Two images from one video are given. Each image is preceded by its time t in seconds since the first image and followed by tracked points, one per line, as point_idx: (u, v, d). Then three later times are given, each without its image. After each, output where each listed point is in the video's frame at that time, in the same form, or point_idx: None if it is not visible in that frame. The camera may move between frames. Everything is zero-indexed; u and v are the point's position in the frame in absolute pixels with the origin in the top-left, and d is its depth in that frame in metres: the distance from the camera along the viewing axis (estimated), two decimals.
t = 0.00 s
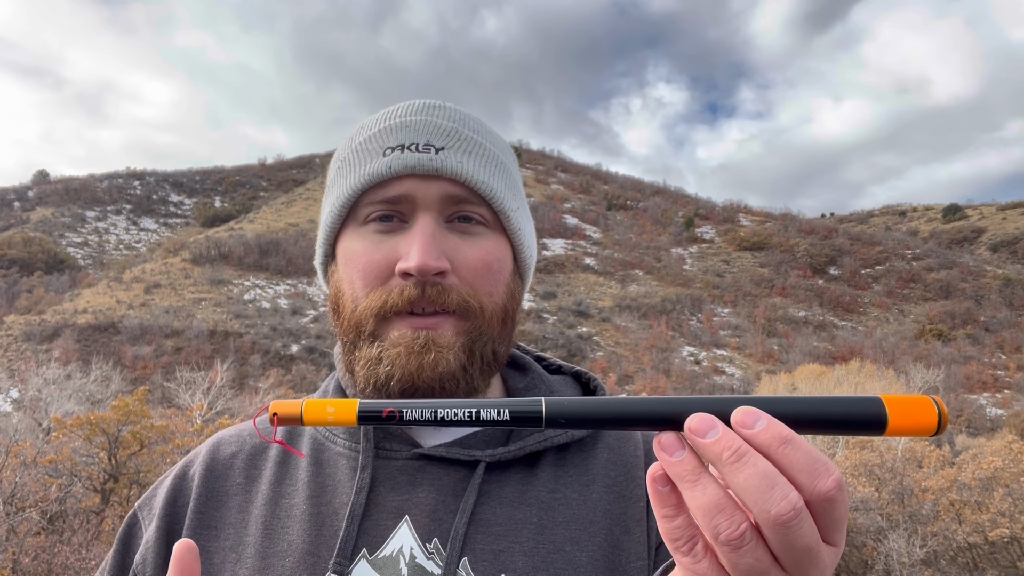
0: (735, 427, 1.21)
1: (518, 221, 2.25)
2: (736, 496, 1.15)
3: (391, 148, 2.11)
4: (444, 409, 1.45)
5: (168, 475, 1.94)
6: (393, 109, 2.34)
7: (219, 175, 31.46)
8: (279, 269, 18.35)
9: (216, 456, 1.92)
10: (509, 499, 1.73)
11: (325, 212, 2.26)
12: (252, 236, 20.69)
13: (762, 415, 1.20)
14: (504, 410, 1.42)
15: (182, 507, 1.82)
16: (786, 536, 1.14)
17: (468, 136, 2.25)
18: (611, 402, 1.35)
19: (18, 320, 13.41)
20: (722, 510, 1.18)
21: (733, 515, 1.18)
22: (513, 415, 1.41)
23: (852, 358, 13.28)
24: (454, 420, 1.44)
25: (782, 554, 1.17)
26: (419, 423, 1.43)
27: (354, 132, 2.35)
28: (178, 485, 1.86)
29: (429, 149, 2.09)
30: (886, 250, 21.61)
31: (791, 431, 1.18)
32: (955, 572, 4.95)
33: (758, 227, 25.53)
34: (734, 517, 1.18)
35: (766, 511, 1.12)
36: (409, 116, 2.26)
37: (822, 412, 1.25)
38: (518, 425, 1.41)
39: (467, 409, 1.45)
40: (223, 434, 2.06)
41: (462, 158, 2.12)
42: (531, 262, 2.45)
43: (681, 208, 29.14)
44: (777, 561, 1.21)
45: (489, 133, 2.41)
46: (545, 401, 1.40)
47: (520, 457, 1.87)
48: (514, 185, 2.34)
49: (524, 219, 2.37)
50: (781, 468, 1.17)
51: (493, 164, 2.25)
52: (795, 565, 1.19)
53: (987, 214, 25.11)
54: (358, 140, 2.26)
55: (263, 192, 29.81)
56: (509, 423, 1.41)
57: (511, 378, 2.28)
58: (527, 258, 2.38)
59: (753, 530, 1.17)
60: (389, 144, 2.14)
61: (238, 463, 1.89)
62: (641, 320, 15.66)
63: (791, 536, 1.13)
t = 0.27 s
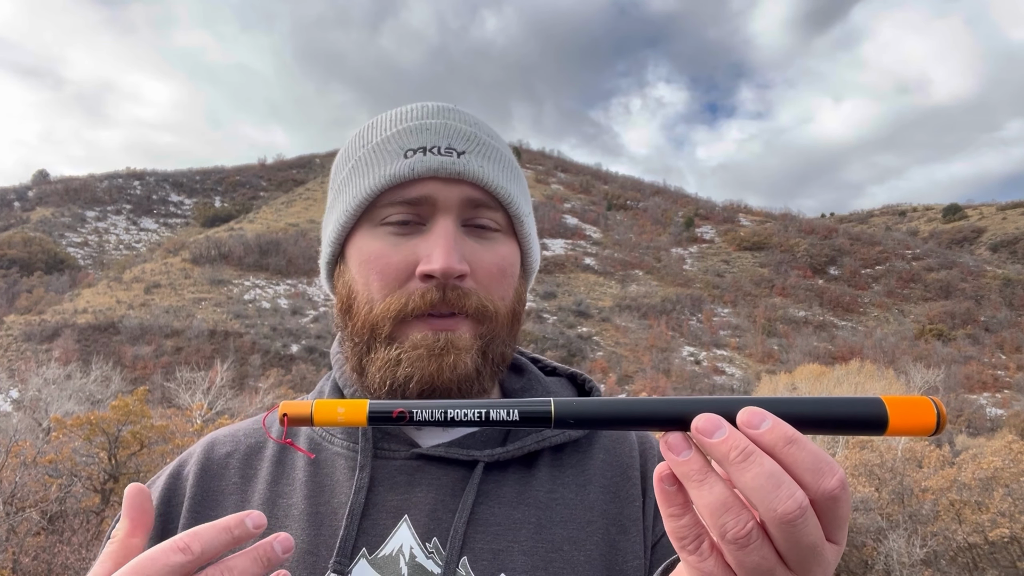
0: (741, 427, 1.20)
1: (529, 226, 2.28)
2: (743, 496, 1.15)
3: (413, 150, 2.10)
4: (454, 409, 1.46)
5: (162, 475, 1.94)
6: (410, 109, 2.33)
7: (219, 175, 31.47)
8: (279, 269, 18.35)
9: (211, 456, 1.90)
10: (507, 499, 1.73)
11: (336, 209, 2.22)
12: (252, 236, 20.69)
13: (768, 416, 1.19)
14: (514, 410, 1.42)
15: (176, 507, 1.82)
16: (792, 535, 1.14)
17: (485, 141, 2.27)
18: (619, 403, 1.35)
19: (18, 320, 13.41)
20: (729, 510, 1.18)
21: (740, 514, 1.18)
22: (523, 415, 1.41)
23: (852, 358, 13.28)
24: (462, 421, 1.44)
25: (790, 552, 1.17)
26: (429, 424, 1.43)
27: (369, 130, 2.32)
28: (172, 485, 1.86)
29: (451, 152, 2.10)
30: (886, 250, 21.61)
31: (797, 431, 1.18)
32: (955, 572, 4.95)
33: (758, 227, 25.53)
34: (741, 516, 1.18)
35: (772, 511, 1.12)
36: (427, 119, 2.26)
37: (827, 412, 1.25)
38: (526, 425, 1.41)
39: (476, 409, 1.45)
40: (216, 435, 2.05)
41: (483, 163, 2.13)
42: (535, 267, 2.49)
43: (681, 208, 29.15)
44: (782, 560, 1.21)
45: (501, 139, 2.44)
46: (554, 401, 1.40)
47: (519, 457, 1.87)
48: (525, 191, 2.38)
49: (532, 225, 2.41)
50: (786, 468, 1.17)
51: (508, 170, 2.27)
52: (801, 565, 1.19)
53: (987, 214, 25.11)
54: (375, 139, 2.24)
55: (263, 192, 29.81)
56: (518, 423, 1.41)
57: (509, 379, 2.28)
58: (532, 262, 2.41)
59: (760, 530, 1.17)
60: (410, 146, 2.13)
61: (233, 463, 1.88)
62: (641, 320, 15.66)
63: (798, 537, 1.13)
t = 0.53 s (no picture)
0: (746, 427, 1.20)
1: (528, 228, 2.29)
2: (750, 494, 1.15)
3: (414, 154, 2.10)
4: (461, 410, 1.46)
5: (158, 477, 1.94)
6: (409, 111, 2.33)
7: (219, 175, 31.47)
8: (279, 269, 18.35)
9: (208, 457, 1.90)
10: (506, 498, 1.73)
11: (336, 212, 2.21)
12: (252, 236, 20.70)
13: (772, 416, 1.19)
14: (521, 410, 1.42)
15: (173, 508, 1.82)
16: (796, 534, 1.14)
17: (486, 144, 2.27)
18: (627, 403, 1.35)
19: (18, 320, 13.41)
20: (734, 508, 1.18)
21: (745, 512, 1.18)
22: (530, 416, 1.41)
23: (852, 358, 13.27)
24: (470, 421, 1.44)
25: (795, 551, 1.17)
26: (438, 423, 1.43)
27: (369, 133, 2.32)
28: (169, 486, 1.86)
29: (453, 156, 2.10)
30: (886, 250, 21.61)
31: (800, 432, 1.18)
32: (955, 572, 4.95)
33: (758, 227, 25.53)
34: (747, 515, 1.18)
35: (777, 510, 1.12)
36: (427, 122, 2.27)
37: (831, 413, 1.25)
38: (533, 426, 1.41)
39: (483, 408, 1.45)
40: (214, 436, 2.05)
41: (484, 167, 2.14)
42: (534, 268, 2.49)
43: (681, 208, 29.15)
44: (786, 558, 1.21)
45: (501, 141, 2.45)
46: (561, 402, 1.40)
47: (518, 456, 1.88)
48: (524, 193, 2.39)
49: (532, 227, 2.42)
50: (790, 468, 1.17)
51: (508, 173, 2.28)
52: (805, 562, 1.19)
53: (987, 214, 25.10)
54: (375, 142, 2.23)
55: (262, 192, 29.81)
56: (526, 423, 1.41)
57: (507, 380, 2.28)
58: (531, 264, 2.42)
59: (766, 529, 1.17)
60: (410, 149, 2.13)
61: (231, 465, 1.88)
62: (641, 320, 15.66)
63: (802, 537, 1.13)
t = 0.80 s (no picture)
0: (738, 426, 1.21)
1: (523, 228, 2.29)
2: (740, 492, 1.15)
3: (404, 158, 2.10)
4: (456, 411, 1.46)
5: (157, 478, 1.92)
6: (399, 114, 2.33)
7: (219, 175, 31.46)
8: (279, 269, 18.35)
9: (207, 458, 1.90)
10: (503, 497, 1.73)
11: (329, 218, 2.21)
12: (252, 236, 20.70)
13: (764, 415, 1.20)
14: (515, 411, 1.42)
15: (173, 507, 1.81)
16: (788, 533, 1.14)
17: (477, 144, 2.27)
18: (620, 403, 1.35)
19: (18, 320, 13.40)
20: (726, 507, 1.18)
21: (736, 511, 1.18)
22: (524, 417, 1.42)
23: (852, 358, 13.27)
24: (464, 422, 1.44)
25: (786, 550, 1.17)
26: (432, 425, 1.43)
27: (359, 137, 2.31)
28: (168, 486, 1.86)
29: (444, 158, 2.10)
30: (886, 250, 21.61)
31: (792, 431, 1.18)
32: (955, 572, 4.95)
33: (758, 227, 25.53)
34: (738, 513, 1.18)
35: (769, 509, 1.12)
36: (416, 124, 2.26)
37: (821, 412, 1.25)
38: (527, 427, 1.41)
39: (478, 410, 1.45)
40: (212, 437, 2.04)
41: (475, 169, 2.14)
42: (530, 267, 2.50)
43: (681, 208, 29.16)
44: (779, 558, 1.21)
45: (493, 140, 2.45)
46: (555, 402, 1.40)
47: (515, 455, 1.88)
48: (518, 192, 2.39)
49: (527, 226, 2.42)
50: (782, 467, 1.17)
51: (501, 173, 2.28)
52: (797, 561, 1.19)
53: (987, 214, 25.10)
54: (366, 146, 2.23)
55: (262, 192, 29.81)
56: (520, 425, 1.41)
57: (505, 378, 2.28)
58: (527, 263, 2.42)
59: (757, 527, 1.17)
60: (401, 153, 2.13)
61: (230, 465, 1.87)
62: (641, 320, 15.66)
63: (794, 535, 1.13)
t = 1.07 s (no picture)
0: (733, 429, 1.21)
1: (513, 226, 2.28)
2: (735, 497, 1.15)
3: (388, 158, 2.10)
4: (450, 416, 1.46)
5: (159, 483, 1.93)
6: (385, 114, 2.33)
7: (219, 175, 31.47)
8: (279, 268, 18.35)
9: (208, 461, 1.90)
10: (503, 498, 1.73)
11: (318, 220, 2.23)
12: (252, 236, 20.70)
13: (758, 418, 1.20)
14: (508, 416, 1.41)
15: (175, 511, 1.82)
16: (783, 535, 1.14)
17: (464, 143, 2.26)
18: (614, 408, 1.35)
19: (18, 320, 13.41)
20: (721, 510, 1.19)
21: (731, 514, 1.18)
22: (517, 421, 1.41)
23: (852, 358, 13.28)
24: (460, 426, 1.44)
25: (781, 553, 1.17)
26: (425, 430, 1.43)
27: (347, 138, 2.33)
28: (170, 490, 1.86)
29: (427, 158, 2.10)
30: (886, 250, 21.61)
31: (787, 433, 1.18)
32: (955, 572, 4.96)
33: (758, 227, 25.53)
34: (733, 516, 1.18)
35: (764, 512, 1.12)
36: (402, 124, 2.26)
37: (817, 412, 1.25)
38: (521, 431, 1.41)
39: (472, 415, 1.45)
40: (212, 440, 2.04)
41: (460, 167, 2.13)
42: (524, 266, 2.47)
43: (681, 208, 29.16)
44: (776, 559, 1.21)
45: (484, 139, 2.44)
46: (548, 406, 1.40)
47: (515, 455, 1.88)
48: (508, 190, 2.37)
49: (518, 224, 2.40)
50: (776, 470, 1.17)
51: (488, 171, 2.27)
52: (794, 564, 1.19)
53: (987, 214, 25.10)
54: (352, 148, 2.24)
55: (262, 192, 29.81)
56: (513, 429, 1.41)
57: (503, 377, 2.28)
58: (520, 262, 2.40)
59: (752, 530, 1.17)
60: (385, 153, 2.13)
61: (230, 468, 1.87)
62: (641, 320, 15.67)
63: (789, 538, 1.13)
